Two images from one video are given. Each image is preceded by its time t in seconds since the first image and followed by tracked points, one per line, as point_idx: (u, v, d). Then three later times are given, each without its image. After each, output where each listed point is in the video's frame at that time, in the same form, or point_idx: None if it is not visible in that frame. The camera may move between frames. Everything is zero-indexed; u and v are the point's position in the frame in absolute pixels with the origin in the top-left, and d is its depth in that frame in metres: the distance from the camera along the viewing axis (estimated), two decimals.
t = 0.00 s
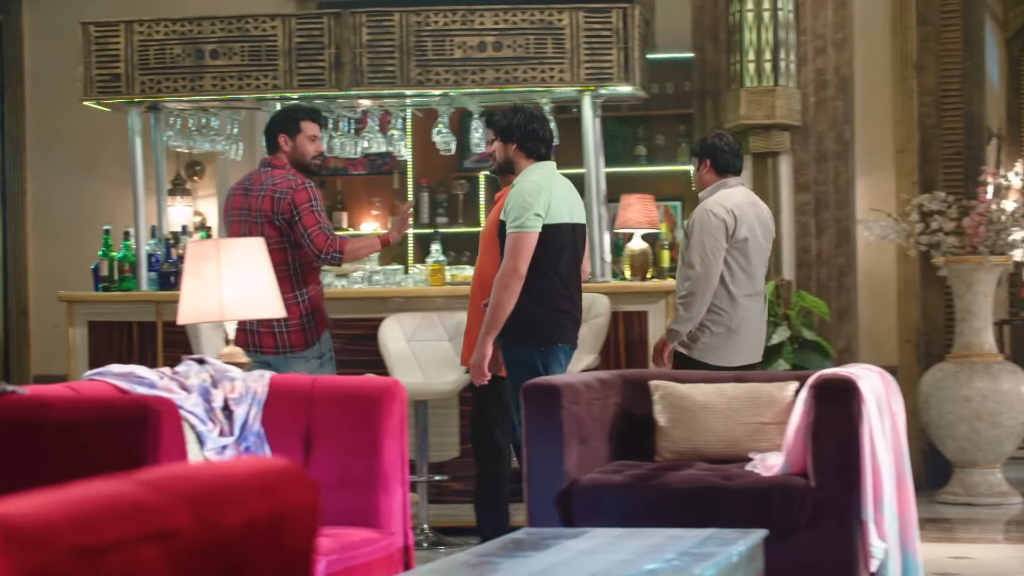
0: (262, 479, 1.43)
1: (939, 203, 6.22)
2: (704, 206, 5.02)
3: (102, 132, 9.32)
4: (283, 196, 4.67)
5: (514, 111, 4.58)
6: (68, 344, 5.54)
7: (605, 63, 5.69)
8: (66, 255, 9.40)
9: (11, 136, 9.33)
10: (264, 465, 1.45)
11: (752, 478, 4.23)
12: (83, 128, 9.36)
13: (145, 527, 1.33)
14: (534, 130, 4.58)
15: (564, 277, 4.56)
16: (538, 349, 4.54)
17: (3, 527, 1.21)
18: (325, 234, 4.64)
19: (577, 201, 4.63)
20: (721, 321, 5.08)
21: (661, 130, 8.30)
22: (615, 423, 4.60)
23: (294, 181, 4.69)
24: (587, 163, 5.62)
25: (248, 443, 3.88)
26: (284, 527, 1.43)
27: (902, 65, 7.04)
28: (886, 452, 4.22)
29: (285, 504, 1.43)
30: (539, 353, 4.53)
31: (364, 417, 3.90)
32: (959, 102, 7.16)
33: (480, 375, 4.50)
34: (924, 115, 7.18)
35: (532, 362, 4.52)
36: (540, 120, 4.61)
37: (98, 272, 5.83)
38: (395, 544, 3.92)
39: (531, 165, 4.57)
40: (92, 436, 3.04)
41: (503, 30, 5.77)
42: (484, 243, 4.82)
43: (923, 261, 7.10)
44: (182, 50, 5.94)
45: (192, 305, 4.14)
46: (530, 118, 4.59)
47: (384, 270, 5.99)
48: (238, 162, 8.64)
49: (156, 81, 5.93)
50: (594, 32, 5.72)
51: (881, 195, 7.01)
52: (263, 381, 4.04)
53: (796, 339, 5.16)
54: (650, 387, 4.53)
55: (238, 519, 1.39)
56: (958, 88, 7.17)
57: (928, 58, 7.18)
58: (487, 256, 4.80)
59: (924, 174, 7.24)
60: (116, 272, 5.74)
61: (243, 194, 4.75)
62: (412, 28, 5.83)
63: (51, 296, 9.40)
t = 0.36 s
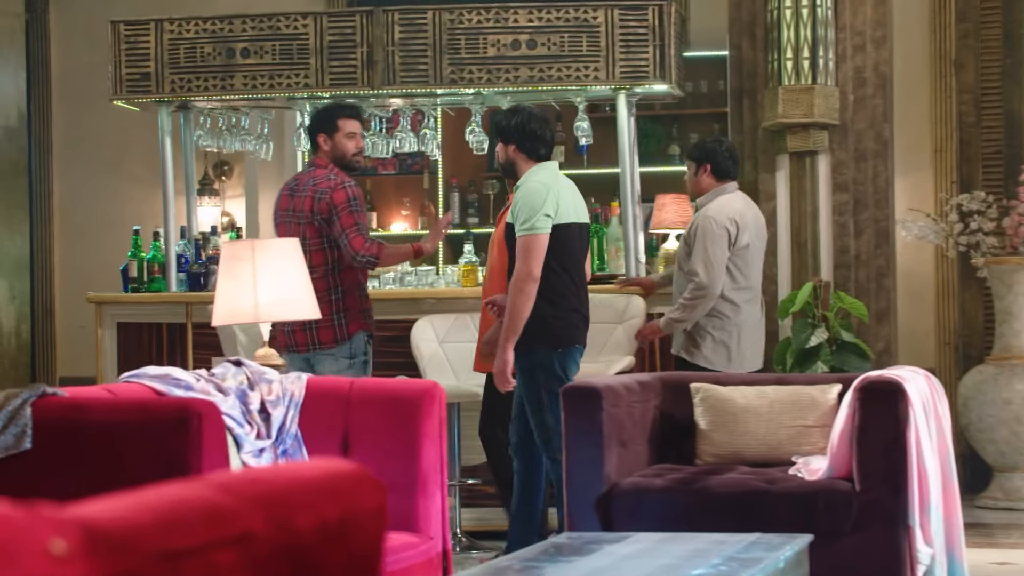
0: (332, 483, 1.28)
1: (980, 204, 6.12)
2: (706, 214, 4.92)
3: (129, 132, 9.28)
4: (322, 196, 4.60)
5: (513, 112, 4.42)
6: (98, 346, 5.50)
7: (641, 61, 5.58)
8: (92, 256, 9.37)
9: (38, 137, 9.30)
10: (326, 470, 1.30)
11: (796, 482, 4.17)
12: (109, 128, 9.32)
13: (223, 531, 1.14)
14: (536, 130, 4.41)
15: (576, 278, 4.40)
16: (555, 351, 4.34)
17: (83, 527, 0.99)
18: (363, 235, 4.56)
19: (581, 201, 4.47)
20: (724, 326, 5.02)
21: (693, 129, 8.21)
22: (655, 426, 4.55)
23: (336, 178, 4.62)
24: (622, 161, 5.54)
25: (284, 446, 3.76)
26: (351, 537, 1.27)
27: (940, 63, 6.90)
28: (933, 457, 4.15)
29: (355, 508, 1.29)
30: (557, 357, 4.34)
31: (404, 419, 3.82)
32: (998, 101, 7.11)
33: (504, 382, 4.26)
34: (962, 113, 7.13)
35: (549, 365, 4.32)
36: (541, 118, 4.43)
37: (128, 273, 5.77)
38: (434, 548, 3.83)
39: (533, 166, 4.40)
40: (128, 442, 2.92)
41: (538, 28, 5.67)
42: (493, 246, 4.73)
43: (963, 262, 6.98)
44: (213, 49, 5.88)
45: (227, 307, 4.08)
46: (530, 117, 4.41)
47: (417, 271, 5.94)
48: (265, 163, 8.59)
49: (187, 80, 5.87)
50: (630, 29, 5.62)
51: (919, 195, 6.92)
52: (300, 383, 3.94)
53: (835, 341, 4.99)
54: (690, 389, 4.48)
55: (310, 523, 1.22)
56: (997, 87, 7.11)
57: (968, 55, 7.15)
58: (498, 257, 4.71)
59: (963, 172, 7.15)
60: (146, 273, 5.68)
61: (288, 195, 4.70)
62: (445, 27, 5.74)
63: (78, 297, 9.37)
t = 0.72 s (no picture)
0: (376, 486, 0.82)
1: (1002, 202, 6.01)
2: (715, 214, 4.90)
3: (135, 131, 9.20)
4: (329, 193, 4.52)
5: (504, 111, 4.33)
6: (104, 348, 5.48)
7: (657, 59, 5.50)
8: (97, 255, 9.28)
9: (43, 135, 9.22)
10: (366, 469, 0.84)
11: (820, 486, 4.09)
12: (115, 126, 9.23)
13: (266, 538, 0.74)
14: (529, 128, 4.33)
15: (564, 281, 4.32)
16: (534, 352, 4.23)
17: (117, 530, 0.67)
18: (358, 244, 4.45)
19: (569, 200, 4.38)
20: (736, 324, 4.99)
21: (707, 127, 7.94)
22: (675, 429, 4.48)
23: (348, 177, 4.51)
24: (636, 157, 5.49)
25: (300, 449, 3.67)
26: (397, 540, 0.83)
27: (960, 60, 6.76)
28: (960, 460, 4.08)
29: (396, 513, 0.83)
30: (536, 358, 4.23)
31: (422, 423, 3.74)
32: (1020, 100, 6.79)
33: (513, 385, 4.16)
34: (983, 111, 6.85)
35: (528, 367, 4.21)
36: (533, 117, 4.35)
37: (134, 273, 5.74)
38: (455, 553, 3.75)
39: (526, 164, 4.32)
40: (146, 445, 2.84)
41: (552, 24, 5.59)
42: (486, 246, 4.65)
43: (984, 263, 6.87)
44: (221, 45, 5.78)
45: (241, 309, 4.00)
46: (520, 115, 4.33)
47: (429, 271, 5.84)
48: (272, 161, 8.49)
49: (195, 76, 5.79)
50: (646, 25, 5.53)
51: (941, 193, 6.79)
52: (316, 386, 3.83)
53: (855, 342, 4.91)
54: (713, 391, 4.43)
55: (361, 531, 0.80)
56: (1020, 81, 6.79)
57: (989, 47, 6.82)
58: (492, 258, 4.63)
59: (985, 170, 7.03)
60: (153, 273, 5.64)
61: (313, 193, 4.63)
62: (457, 23, 5.66)
63: (83, 297, 9.29)
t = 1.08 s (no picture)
0: (423, 492, 0.69)
1: None
2: (756, 203, 5.03)
3: (149, 130, 9.15)
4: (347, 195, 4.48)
5: (504, 111, 4.29)
6: (120, 349, 5.45)
7: (679, 55, 5.42)
8: (111, 255, 9.23)
9: (57, 134, 9.17)
10: (415, 470, 0.70)
11: (851, 488, 4.02)
12: (129, 126, 9.18)
13: (315, 542, 0.64)
14: (530, 130, 4.26)
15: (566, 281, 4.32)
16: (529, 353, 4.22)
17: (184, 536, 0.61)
18: (359, 244, 4.38)
19: (574, 199, 4.36)
20: (768, 320, 5.05)
21: (729, 125, 7.92)
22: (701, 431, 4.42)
23: (360, 177, 4.44)
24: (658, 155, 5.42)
25: (323, 451, 3.61)
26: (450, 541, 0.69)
27: (986, 57, 6.65)
28: (993, 463, 4.01)
29: (449, 511, 0.69)
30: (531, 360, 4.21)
31: (445, 425, 3.69)
32: None
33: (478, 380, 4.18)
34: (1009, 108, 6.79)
35: (522, 366, 4.21)
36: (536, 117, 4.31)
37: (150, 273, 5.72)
38: (480, 556, 3.71)
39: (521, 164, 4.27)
40: (169, 447, 2.77)
41: (574, 20, 5.51)
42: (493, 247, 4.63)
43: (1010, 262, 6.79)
44: (238, 42, 5.73)
45: (261, 310, 3.93)
46: (519, 116, 4.26)
47: (448, 272, 5.78)
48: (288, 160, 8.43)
49: (210, 74, 5.73)
50: (668, 21, 5.45)
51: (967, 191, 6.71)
52: (339, 387, 3.74)
53: (882, 342, 4.83)
54: (740, 393, 4.39)
55: (432, 546, 0.68)
56: None
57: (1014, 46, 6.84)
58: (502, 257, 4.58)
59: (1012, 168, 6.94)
60: (169, 273, 5.61)
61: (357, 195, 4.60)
62: (477, 18, 5.58)
63: (97, 297, 9.23)
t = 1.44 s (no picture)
0: (459, 489, 1.14)
1: None
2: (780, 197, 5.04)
3: (155, 127, 9.09)
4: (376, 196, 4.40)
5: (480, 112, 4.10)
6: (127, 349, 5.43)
7: (694, 51, 5.36)
8: (116, 254, 9.16)
9: (60, 130, 9.04)
10: (451, 475, 1.16)
11: (872, 490, 3.96)
12: (135, 123, 9.12)
13: (357, 545, 0.99)
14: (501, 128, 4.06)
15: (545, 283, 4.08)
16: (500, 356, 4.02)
17: (237, 538, 0.88)
18: (378, 246, 4.27)
19: (556, 200, 4.12)
20: (783, 315, 5.04)
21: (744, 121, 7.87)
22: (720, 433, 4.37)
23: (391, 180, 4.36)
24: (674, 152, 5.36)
25: (338, 452, 3.55)
26: (480, 537, 1.15)
27: (1004, 52, 6.59)
28: (1016, 465, 3.95)
29: (474, 518, 1.14)
30: (502, 364, 4.03)
31: (462, 426, 3.62)
32: None
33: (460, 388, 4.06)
34: None
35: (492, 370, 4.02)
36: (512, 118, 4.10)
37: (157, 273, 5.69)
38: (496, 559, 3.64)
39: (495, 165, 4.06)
40: (184, 448, 2.71)
41: (587, 16, 5.45)
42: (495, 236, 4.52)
43: None
44: (247, 39, 5.67)
45: (274, 309, 3.87)
46: (489, 115, 4.08)
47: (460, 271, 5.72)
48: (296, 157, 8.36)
49: (219, 71, 5.67)
50: (683, 16, 5.39)
51: (985, 189, 6.65)
52: (353, 387, 3.68)
53: (899, 341, 4.78)
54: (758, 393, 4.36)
55: (444, 532, 1.09)
56: None
57: None
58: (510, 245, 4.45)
59: None
60: (178, 273, 5.57)
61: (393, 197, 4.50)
62: (488, 14, 5.52)
63: (102, 296, 9.13)
